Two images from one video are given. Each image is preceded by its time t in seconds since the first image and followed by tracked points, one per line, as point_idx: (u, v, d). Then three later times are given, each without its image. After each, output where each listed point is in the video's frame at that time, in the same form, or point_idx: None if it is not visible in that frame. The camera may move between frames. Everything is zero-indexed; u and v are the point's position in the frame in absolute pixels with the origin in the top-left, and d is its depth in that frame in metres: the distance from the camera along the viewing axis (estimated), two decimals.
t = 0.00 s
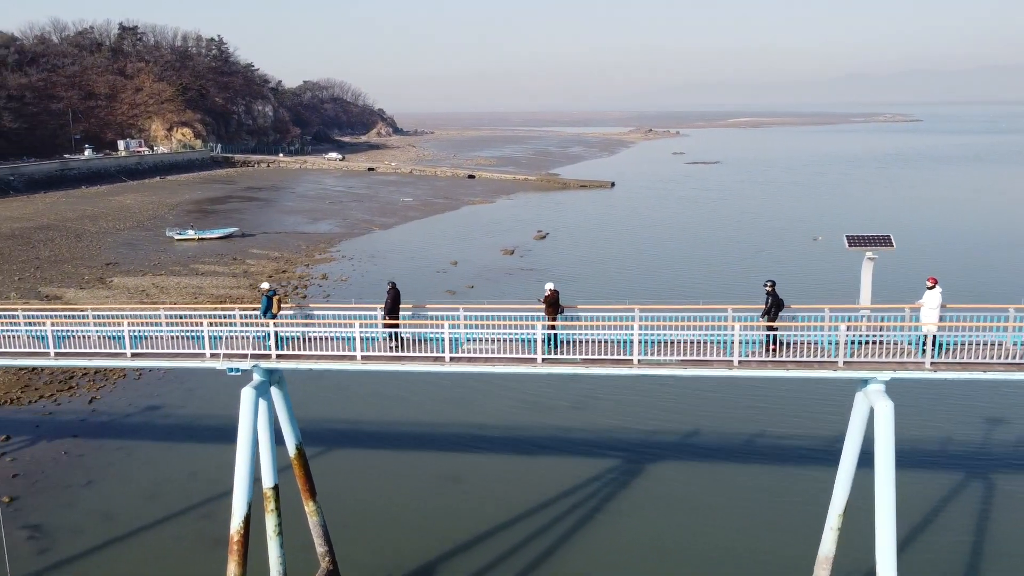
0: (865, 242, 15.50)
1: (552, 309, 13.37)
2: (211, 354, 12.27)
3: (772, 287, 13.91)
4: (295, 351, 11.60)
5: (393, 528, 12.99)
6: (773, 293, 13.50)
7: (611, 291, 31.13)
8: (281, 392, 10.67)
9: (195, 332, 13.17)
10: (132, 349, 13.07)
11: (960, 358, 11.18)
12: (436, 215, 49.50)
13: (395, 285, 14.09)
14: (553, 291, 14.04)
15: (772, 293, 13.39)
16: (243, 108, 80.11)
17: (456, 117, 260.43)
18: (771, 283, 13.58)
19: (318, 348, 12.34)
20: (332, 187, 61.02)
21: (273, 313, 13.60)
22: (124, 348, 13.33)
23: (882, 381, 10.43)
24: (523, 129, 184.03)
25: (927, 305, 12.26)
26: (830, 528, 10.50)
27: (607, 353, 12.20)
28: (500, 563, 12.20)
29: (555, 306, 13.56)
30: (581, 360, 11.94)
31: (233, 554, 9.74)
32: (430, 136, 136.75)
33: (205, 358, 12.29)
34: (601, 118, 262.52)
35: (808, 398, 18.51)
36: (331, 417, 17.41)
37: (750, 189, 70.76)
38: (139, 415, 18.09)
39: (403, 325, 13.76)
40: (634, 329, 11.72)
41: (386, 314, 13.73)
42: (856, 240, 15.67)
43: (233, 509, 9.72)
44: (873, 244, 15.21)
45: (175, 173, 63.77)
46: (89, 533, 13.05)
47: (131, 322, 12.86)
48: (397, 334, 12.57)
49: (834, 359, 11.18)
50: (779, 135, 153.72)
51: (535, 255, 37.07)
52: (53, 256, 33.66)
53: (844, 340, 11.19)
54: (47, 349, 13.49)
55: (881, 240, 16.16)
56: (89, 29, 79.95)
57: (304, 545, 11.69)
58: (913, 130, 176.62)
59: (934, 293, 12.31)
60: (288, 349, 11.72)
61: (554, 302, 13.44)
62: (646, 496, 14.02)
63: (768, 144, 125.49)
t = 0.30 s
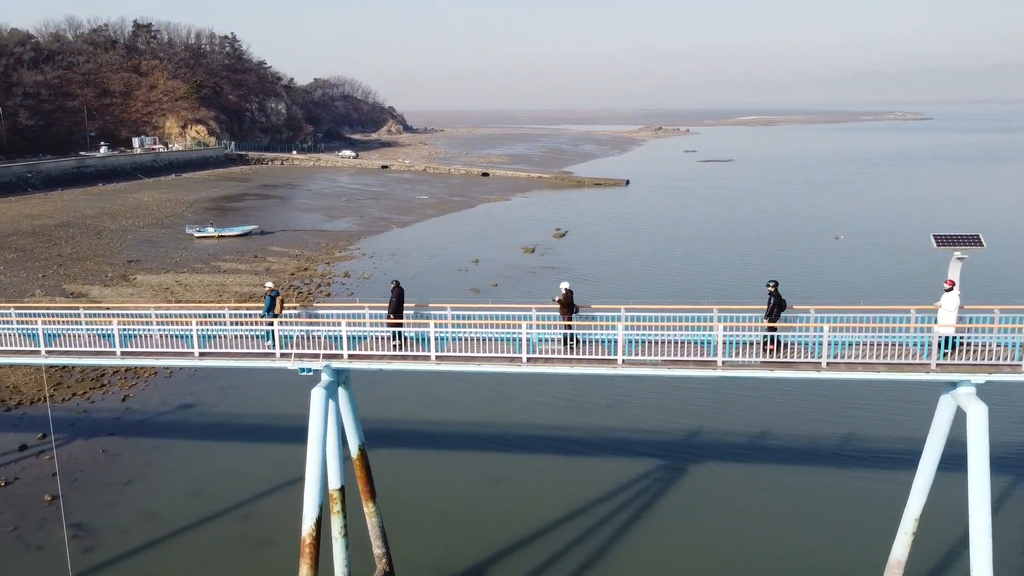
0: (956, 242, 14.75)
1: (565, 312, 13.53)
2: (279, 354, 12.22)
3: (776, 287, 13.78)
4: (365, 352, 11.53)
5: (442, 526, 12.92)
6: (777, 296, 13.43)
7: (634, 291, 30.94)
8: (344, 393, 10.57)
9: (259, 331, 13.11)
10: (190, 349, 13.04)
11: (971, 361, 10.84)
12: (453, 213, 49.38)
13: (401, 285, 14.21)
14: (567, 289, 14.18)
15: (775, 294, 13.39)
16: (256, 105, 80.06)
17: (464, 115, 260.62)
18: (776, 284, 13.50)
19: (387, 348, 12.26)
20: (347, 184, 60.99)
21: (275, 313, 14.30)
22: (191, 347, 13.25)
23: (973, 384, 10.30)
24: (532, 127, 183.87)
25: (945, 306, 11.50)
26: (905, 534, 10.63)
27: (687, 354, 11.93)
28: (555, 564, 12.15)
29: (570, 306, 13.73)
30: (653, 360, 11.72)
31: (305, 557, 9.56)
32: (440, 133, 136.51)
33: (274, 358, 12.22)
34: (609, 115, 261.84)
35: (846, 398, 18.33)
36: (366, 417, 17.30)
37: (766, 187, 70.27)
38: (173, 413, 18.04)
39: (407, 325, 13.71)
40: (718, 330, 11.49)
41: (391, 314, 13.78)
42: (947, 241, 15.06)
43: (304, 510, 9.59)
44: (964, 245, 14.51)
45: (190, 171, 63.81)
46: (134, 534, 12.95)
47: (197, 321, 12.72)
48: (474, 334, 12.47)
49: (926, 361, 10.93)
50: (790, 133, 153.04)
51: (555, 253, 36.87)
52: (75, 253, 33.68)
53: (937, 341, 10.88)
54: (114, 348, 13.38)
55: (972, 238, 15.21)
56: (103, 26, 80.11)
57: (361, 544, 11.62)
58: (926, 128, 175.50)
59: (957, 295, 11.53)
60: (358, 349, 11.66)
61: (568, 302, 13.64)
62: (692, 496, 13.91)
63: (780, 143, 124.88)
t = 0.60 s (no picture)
0: None
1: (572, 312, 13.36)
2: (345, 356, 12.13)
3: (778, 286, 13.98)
4: (434, 353, 11.55)
5: (489, 526, 12.85)
6: (778, 297, 13.59)
7: (656, 290, 30.80)
8: (408, 395, 10.61)
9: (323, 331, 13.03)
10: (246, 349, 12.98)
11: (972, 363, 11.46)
12: (468, 212, 49.28)
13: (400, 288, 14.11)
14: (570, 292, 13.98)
15: (774, 294, 13.49)
16: (267, 104, 80.07)
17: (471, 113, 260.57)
18: (776, 283, 13.63)
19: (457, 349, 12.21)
20: (360, 183, 60.92)
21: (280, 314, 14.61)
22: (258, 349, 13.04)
23: None
24: (539, 125, 183.66)
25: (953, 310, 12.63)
26: (978, 539, 10.55)
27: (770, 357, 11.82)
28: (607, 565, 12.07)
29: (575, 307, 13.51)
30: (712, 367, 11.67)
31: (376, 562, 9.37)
32: (448, 131, 136.39)
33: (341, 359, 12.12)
34: (616, 114, 261.43)
35: (881, 400, 18.17)
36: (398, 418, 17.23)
37: (779, 186, 69.96)
38: (204, 412, 17.96)
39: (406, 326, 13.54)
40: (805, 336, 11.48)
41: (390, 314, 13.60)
42: None
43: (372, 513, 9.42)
44: None
45: (202, 169, 63.81)
46: (177, 534, 12.87)
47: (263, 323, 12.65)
48: (544, 336, 12.44)
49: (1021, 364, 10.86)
50: (799, 132, 152.45)
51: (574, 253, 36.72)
52: (94, 251, 33.65)
53: None
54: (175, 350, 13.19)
55: None
56: (115, 24, 80.19)
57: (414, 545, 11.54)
58: (936, 127, 174.74)
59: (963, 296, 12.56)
60: (428, 354, 11.63)
61: (575, 303, 13.43)
62: (736, 497, 13.80)
63: (790, 141, 124.36)
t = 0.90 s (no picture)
0: None
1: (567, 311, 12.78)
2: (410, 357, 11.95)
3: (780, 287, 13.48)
4: (504, 354, 11.44)
5: (535, 529, 12.73)
6: (780, 298, 13.15)
7: (678, 289, 30.56)
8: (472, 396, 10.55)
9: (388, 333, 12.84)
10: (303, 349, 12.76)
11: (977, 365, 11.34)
12: (482, 210, 49.09)
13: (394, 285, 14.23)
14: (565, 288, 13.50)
15: (776, 295, 13.08)
16: (278, 102, 80.01)
17: (476, 112, 260.21)
18: (778, 283, 13.18)
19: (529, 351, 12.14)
20: (372, 181, 60.77)
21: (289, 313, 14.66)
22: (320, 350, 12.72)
23: None
24: (547, 124, 183.11)
25: (951, 311, 12.48)
26: None
27: (852, 359, 11.66)
28: (656, 567, 11.95)
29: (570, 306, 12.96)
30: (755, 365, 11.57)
31: (445, 566, 9.24)
32: (456, 130, 136.21)
33: (407, 360, 11.92)
34: (622, 112, 261.10)
35: (916, 401, 18.02)
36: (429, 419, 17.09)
37: (791, 185, 69.61)
38: (233, 412, 17.85)
39: (401, 326, 13.80)
40: (887, 336, 11.15)
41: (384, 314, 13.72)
42: None
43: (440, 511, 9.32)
44: None
45: (214, 167, 63.75)
46: (216, 537, 12.75)
47: (327, 323, 12.29)
48: (617, 338, 12.32)
49: None
50: (808, 130, 151.75)
51: (592, 251, 36.49)
52: (111, 250, 33.61)
53: None
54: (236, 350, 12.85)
55: None
56: (126, 23, 80.23)
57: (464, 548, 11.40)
58: (945, 125, 173.93)
59: (963, 298, 12.37)
60: (499, 354, 11.51)
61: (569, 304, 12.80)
62: (778, 500, 13.64)
63: (800, 140, 123.81)
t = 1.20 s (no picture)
0: None
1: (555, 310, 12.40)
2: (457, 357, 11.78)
3: (777, 287, 13.25)
4: (573, 356, 11.11)
5: (578, 528, 12.65)
6: (778, 297, 12.88)
7: (698, 288, 30.30)
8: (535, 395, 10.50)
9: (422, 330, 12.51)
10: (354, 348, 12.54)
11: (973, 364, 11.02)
12: (495, 209, 48.88)
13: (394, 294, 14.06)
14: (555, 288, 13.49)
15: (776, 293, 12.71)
16: (286, 101, 79.90)
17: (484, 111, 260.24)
18: (776, 284, 12.90)
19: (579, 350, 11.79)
20: (382, 180, 60.57)
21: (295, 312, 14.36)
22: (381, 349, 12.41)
23: None
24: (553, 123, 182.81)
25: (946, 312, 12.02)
26: None
27: (932, 359, 11.20)
28: (704, 568, 11.85)
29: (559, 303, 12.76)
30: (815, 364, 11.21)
31: (515, 569, 9.30)
32: (463, 128, 136.07)
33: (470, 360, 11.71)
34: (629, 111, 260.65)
35: (951, 401, 17.76)
36: (461, 417, 16.93)
37: (802, 183, 69.33)
38: (261, 412, 17.70)
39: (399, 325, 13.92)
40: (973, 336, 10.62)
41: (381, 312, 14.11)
42: None
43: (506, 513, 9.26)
44: None
45: (224, 165, 63.66)
46: (255, 538, 12.65)
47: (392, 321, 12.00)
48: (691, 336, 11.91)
49: None
50: (815, 128, 151.21)
51: (609, 250, 36.24)
52: (127, 249, 33.52)
53: None
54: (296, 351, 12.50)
55: None
56: (135, 21, 80.22)
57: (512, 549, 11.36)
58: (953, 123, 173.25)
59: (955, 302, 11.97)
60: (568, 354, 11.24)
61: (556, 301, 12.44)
62: (819, 502, 13.48)
63: (809, 138, 123.37)
